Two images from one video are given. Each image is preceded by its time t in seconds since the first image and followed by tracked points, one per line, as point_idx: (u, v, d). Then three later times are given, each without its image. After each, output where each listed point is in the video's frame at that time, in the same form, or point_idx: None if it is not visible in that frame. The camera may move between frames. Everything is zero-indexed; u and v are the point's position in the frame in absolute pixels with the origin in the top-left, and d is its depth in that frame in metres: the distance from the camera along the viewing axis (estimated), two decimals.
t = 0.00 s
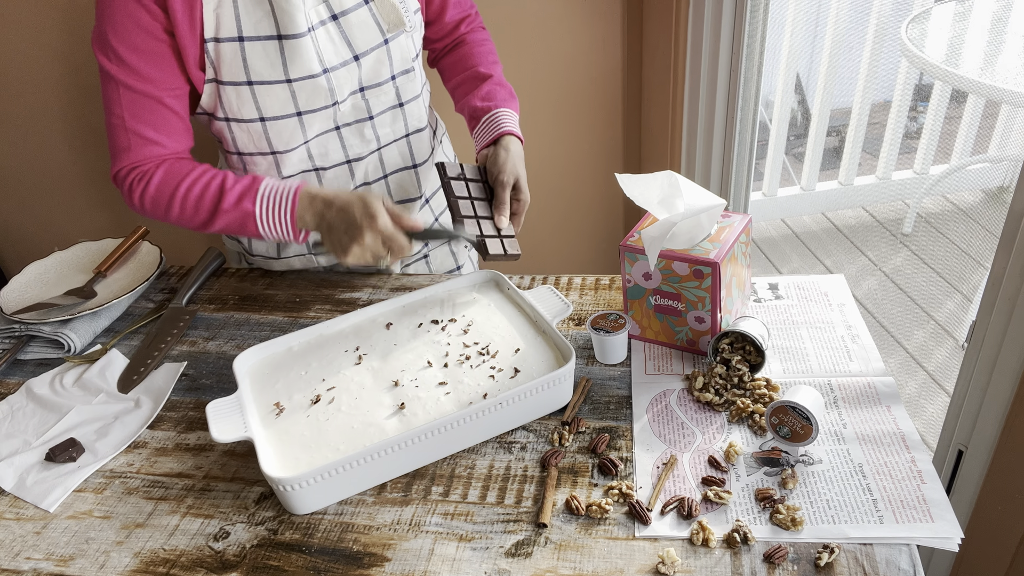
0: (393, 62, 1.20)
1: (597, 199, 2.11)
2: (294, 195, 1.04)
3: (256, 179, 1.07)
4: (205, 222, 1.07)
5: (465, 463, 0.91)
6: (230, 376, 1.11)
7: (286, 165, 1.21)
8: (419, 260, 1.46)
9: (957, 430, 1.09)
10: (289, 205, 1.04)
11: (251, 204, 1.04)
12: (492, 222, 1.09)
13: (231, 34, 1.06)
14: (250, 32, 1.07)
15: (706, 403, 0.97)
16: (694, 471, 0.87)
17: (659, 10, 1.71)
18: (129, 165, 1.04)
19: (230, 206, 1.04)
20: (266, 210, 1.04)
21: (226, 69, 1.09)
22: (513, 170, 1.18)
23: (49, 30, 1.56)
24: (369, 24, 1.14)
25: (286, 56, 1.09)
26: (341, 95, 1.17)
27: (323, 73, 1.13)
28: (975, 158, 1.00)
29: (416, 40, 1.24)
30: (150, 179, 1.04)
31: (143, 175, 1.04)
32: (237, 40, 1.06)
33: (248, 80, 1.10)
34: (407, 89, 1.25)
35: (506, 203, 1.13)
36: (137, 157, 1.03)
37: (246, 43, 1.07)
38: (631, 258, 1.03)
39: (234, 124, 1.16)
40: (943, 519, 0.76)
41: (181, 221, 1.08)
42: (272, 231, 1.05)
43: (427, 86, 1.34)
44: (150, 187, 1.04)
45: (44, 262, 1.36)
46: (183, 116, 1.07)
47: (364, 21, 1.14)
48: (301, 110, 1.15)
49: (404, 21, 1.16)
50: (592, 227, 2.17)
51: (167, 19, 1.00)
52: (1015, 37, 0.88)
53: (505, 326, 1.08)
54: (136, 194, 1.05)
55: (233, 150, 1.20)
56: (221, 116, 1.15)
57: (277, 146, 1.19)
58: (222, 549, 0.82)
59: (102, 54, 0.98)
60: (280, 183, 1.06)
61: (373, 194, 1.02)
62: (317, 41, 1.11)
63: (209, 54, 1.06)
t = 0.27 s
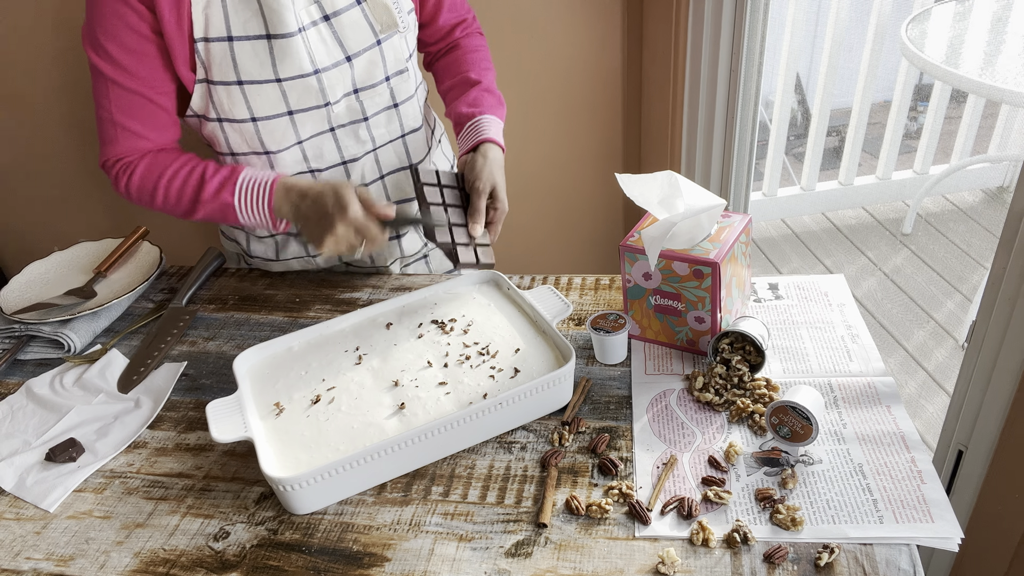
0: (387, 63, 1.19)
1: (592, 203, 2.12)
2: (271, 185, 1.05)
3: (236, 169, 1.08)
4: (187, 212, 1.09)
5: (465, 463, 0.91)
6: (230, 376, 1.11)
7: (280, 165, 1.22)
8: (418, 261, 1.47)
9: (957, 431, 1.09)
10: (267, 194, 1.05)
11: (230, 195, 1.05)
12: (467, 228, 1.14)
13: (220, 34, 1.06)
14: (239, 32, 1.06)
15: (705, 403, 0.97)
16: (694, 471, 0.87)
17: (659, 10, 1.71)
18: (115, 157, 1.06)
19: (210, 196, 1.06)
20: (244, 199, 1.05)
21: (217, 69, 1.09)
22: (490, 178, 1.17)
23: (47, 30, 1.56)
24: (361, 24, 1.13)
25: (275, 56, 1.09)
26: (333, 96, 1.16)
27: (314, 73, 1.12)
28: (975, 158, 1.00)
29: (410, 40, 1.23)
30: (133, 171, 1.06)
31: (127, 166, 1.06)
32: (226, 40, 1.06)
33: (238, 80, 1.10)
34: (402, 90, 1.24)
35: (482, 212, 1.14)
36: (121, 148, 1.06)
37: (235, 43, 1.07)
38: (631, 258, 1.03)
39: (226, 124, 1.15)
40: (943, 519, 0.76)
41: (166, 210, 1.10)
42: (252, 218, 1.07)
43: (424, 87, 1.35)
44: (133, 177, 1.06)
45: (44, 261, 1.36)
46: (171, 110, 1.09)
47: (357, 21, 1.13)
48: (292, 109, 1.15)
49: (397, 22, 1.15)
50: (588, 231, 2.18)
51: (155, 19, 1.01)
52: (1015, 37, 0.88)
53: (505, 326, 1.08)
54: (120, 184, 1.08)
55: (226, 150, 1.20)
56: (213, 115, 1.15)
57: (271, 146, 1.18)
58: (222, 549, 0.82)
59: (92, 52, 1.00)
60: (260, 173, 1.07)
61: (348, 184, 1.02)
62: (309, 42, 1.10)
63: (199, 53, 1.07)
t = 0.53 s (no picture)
0: (379, 70, 1.17)
1: (586, 208, 2.13)
2: (253, 182, 1.06)
3: (222, 167, 1.09)
4: (177, 203, 1.11)
5: (465, 463, 0.91)
6: (229, 376, 1.11)
7: (271, 168, 1.21)
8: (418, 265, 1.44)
9: (957, 431, 1.09)
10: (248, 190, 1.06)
11: (214, 190, 1.08)
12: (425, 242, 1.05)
13: (207, 36, 1.06)
14: (226, 36, 1.06)
15: (705, 403, 0.97)
16: (694, 471, 0.87)
17: (659, 10, 1.71)
18: (109, 147, 1.09)
19: (195, 191, 1.08)
20: (227, 195, 1.07)
21: (204, 70, 1.09)
22: (454, 191, 1.09)
23: (46, 29, 1.56)
24: (352, 30, 1.12)
25: (261, 60, 1.08)
26: (322, 102, 1.15)
27: (301, 78, 1.11)
28: (975, 158, 1.00)
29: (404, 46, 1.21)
30: (126, 162, 1.09)
31: (121, 157, 1.09)
32: (212, 43, 1.06)
33: (224, 83, 1.10)
34: (394, 96, 1.22)
35: (444, 225, 1.05)
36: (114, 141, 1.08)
37: (221, 46, 1.07)
38: (631, 258, 1.03)
39: (217, 126, 1.15)
40: (943, 519, 0.76)
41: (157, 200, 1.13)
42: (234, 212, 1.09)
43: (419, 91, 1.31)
44: (126, 168, 1.09)
45: (44, 261, 1.36)
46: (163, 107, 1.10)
47: (347, 27, 1.11)
48: (280, 111, 1.15)
49: (388, 28, 1.13)
50: (581, 235, 2.19)
51: (142, 19, 1.02)
52: (1015, 37, 0.88)
53: (505, 326, 1.08)
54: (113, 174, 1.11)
55: (219, 150, 1.20)
56: (204, 115, 1.14)
57: (260, 149, 1.18)
58: (222, 549, 0.82)
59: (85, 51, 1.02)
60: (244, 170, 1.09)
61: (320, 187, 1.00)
62: (296, 47, 1.09)
63: (187, 54, 1.07)
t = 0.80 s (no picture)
0: (373, 77, 1.17)
1: (585, 210, 2.13)
2: (241, 184, 1.04)
3: (211, 169, 1.08)
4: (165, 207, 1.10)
5: (465, 463, 0.91)
6: (229, 376, 1.11)
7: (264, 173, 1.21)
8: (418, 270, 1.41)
9: (957, 431, 1.09)
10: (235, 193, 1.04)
11: (202, 194, 1.06)
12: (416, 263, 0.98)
13: (199, 40, 1.05)
14: (217, 40, 1.06)
15: (705, 403, 0.97)
16: (694, 471, 0.87)
17: (659, 11, 1.71)
18: (98, 151, 1.09)
19: (184, 194, 1.06)
20: (216, 198, 1.05)
21: (196, 74, 1.08)
22: (446, 209, 1.02)
23: (43, 27, 1.55)
24: (345, 38, 1.11)
25: (252, 66, 1.08)
26: (314, 109, 1.15)
27: (292, 85, 1.11)
28: (975, 158, 0.99)
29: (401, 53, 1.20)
30: (113, 166, 1.09)
31: (108, 160, 1.09)
32: (204, 48, 1.06)
33: (215, 88, 1.09)
34: (390, 102, 1.21)
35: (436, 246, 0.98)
36: (103, 144, 1.08)
37: (212, 51, 1.06)
38: (631, 258, 1.03)
39: (209, 130, 1.15)
40: (943, 519, 0.76)
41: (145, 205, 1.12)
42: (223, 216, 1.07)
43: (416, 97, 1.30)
44: (113, 171, 1.09)
45: (44, 261, 1.36)
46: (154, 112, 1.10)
47: (340, 35, 1.11)
48: (272, 117, 1.15)
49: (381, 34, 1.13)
50: (580, 237, 2.19)
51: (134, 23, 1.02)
52: (1015, 37, 0.88)
53: (505, 326, 1.08)
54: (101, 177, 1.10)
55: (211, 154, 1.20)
56: (196, 119, 1.15)
57: (253, 154, 1.18)
58: (222, 549, 0.82)
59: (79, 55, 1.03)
60: (235, 172, 1.07)
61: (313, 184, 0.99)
62: (287, 54, 1.09)
63: (180, 59, 1.07)
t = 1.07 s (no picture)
0: (379, 82, 1.15)
1: (580, 212, 2.13)
2: (257, 207, 1.03)
3: (224, 189, 1.06)
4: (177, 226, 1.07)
5: (465, 463, 0.91)
6: (230, 376, 1.11)
7: (269, 177, 1.21)
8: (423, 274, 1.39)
9: (957, 431, 1.09)
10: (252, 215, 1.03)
11: (216, 213, 1.04)
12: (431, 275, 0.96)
13: (204, 47, 1.05)
14: (223, 47, 1.05)
15: (706, 403, 0.97)
16: (694, 471, 0.87)
17: (659, 11, 1.71)
18: (106, 167, 1.06)
19: (197, 213, 1.04)
20: (230, 218, 1.03)
21: (201, 80, 1.08)
22: (460, 218, 1.01)
23: (43, 27, 1.55)
24: (351, 42, 1.10)
25: (257, 73, 1.07)
26: (320, 115, 1.14)
27: (297, 92, 1.10)
28: (975, 158, 0.99)
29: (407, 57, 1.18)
30: (123, 183, 1.06)
31: (118, 177, 1.06)
32: (209, 53, 1.05)
33: (221, 95, 1.09)
34: (397, 108, 1.20)
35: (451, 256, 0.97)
36: (112, 160, 1.05)
37: (218, 57, 1.06)
38: (631, 258, 1.03)
39: (214, 136, 1.15)
40: (943, 519, 0.76)
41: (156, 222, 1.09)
42: (237, 237, 1.05)
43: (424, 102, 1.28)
44: (124, 188, 1.06)
45: (44, 261, 1.36)
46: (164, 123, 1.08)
47: (346, 40, 1.10)
48: (277, 125, 1.14)
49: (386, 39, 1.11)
50: (574, 238, 2.19)
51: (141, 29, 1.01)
52: (1015, 37, 0.88)
53: (505, 326, 1.08)
54: (110, 196, 1.07)
55: (215, 158, 1.21)
56: (201, 126, 1.15)
57: (258, 159, 1.18)
58: (222, 549, 0.82)
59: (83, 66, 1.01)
60: (249, 194, 1.05)
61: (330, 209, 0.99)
62: (292, 60, 1.08)
63: (186, 64, 1.06)
